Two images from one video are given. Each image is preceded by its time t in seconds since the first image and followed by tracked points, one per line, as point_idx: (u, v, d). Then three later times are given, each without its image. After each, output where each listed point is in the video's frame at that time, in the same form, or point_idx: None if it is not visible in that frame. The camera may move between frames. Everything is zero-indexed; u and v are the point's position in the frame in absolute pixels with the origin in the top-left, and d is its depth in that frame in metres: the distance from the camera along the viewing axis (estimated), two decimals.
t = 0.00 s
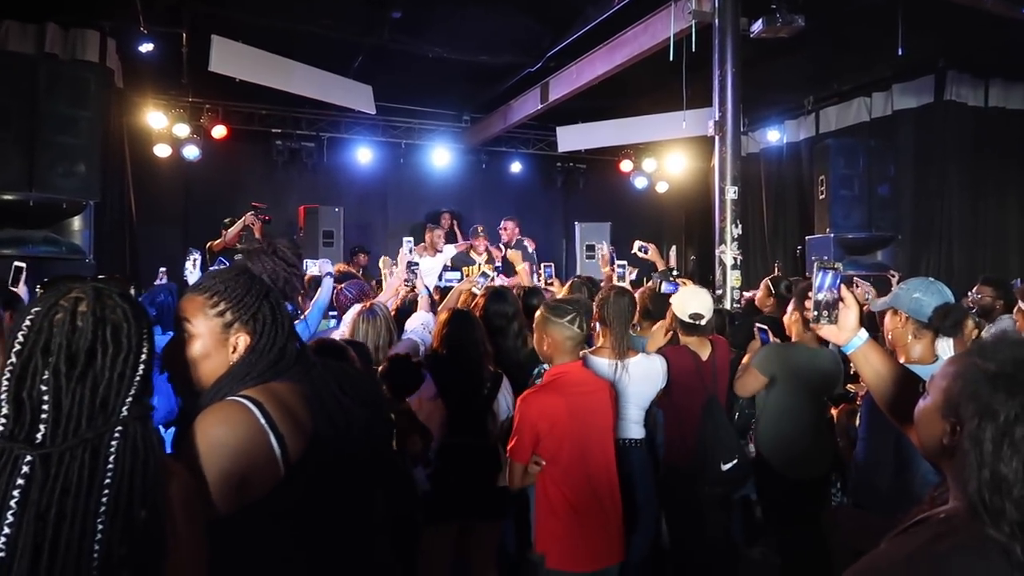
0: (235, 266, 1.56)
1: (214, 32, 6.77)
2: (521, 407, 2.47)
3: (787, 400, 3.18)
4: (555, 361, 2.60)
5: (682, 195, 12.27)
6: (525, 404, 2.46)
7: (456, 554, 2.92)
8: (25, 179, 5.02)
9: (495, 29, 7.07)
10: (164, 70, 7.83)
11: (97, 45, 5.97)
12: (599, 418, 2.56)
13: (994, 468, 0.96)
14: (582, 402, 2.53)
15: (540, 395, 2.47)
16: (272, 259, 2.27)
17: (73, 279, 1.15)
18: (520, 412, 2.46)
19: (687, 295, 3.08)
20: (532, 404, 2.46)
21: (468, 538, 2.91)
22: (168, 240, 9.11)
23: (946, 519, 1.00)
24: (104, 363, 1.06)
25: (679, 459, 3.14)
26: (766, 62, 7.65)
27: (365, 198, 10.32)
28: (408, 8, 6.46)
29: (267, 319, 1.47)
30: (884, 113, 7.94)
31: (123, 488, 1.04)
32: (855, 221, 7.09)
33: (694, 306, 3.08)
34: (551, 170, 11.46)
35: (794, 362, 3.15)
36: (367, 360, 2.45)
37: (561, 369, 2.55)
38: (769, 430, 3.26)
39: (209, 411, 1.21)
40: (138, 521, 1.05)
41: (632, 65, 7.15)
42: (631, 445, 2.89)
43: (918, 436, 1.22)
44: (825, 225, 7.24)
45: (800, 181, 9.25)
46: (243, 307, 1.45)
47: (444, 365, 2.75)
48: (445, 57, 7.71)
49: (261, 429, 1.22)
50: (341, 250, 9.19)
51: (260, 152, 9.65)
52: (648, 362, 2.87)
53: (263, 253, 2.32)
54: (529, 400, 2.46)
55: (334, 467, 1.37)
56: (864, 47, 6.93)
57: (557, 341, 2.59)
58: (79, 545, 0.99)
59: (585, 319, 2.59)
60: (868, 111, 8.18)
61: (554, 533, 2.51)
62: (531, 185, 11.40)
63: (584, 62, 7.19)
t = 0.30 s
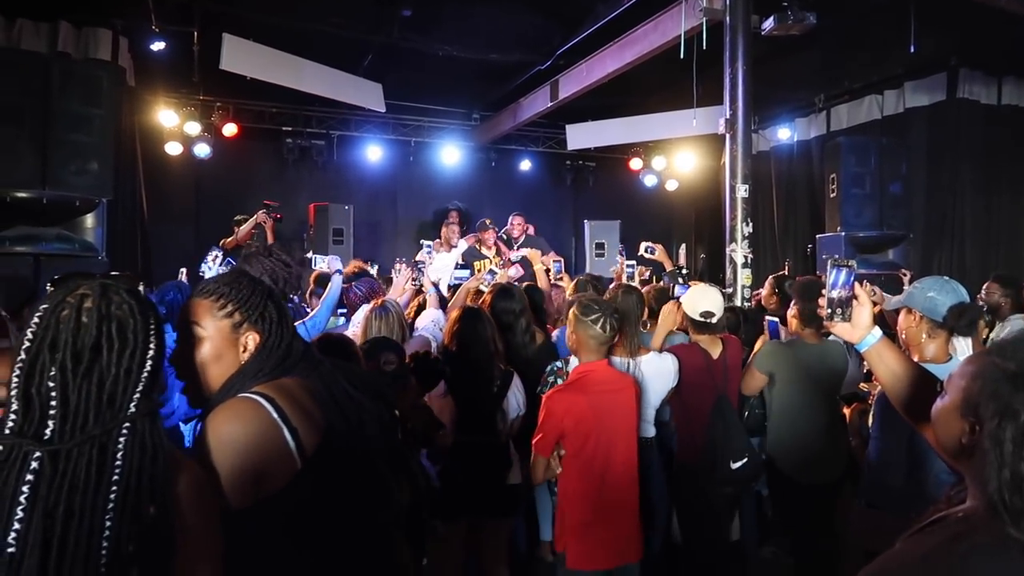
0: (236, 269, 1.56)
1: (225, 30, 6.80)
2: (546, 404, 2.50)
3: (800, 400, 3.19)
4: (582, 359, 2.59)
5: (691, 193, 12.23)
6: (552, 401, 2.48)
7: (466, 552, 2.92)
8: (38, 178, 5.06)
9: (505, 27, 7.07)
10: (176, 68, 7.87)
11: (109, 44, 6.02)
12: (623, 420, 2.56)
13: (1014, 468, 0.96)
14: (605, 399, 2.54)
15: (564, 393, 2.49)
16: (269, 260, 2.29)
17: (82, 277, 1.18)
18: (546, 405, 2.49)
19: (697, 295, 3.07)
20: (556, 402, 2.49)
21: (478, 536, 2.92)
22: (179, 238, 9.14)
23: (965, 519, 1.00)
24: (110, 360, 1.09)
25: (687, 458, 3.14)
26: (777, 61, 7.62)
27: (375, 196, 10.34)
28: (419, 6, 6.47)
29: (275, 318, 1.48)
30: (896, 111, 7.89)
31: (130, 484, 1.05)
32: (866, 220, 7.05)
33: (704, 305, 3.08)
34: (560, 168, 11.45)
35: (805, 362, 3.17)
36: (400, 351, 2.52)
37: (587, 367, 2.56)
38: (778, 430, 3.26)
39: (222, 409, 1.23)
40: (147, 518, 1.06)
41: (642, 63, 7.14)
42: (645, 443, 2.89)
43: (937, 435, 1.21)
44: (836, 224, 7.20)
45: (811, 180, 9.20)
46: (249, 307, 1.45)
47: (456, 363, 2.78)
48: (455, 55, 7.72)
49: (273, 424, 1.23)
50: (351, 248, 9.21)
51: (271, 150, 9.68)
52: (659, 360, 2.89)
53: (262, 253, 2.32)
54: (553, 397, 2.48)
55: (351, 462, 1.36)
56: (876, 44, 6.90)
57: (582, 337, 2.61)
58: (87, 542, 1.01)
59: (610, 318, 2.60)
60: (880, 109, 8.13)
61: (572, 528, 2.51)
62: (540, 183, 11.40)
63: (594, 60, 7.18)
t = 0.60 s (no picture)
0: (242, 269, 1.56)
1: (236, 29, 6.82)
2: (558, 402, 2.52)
3: (813, 402, 3.18)
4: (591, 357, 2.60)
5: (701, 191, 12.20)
6: (564, 400, 2.50)
7: (476, 549, 2.93)
8: (52, 176, 5.10)
9: (515, 25, 7.07)
10: (187, 67, 7.91)
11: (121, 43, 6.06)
12: (625, 416, 2.54)
13: None
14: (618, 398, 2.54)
15: (575, 394, 2.51)
16: (277, 260, 2.27)
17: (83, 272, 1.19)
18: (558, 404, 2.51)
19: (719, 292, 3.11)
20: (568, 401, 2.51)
21: (488, 534, 2.92)
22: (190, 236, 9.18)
23: (980, 517, 1.00)
24: (109, 353, 1.10)
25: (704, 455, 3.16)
26: (788, 57, 7.59)
27: (384, 194, 10.36)
28: (428, 5, 6.48)
29: (288, 317, 1.48)
30: (907, 109, 7.85)
31: (137, 478, 1.05)
32: (878, 218, 7.02)
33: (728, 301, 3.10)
34: (570, 166, 11.44)
35: (813, 364, 3.15)
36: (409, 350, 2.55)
37: (597, 366, 2.56)
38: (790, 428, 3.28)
39: (243, 405, 1.23)
40: (157, 512, 1.06)
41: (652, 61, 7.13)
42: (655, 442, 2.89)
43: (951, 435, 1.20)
44: (847, 222, 7.12)
45: (822, 177, 9.16)
46: (262, 305, 1.46)
47: (465, 360, 2.80)
48: (465, 53, 7.72)
49: (296, 419, 1.24)
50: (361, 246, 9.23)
51: (281, 149, 9.71)
52: (669, 359, 2.88)
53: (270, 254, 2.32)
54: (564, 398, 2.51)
55: (371, 458, 1.37)
56: (888, 41, 6.86)
57: (591, 335, 2.61)
58: (96, 538, 1.02)
59: (618, 317, 2.59)
60: (892, 106, 8.09)
61: (580, 523, 2.50)
62: (549, 181, 11.40)
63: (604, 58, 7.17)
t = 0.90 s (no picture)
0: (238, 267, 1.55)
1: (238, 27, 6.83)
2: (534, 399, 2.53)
3: (819, 402, 3.17)
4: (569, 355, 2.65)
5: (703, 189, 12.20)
6: (540, 397, 2.52)
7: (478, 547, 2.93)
8: (54, 175, 5.10)
9: (517, 24, 7.07)
10: (190, 66, 7.92)
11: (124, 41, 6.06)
12: (607, 415, 2.57)
13: None
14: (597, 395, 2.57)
15: (550, 391, 2.52)
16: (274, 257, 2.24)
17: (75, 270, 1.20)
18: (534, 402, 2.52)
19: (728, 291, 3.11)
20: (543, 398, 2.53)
21: (491, 531, 2.93)
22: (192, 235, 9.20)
23: (982, 516, 1.00)
24: (101, 352, 1.10)
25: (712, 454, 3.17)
26: (791, 55, 7.57)
27: (386, 192, 10.37)
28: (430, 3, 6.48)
29: (286, 314, 1.49)
30: (910, 107, 7.84)
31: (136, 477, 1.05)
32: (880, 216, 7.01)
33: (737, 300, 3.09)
34: (572, 165, 11.43)
35: (815, 361, 3.13)
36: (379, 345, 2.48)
37: (574, 366, 2.58)
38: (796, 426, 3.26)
39: (244, 406, 1.23)
40: (159, 512, 1.07)
41: (654, 59, 7.13)
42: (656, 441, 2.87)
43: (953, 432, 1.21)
44: (850, 220, 7.16)
45: (825, 175, 9.14)
46: (260, 302, 1.46)
47: (461, 357, 2.78)
48: (467, 51, 7.72)
49: (298, 420, 1.24)
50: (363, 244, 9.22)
51: (283, 147, 9.72)
52: (672, 356, 2.87)
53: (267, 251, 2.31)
54: (540, 395, 2.52)
55: (374, 457, 1.37)
56: (891, 38, 6.84)
57: (569, 335, 2.66)
58: (97, 538, 1.02)
59: (596, 316, 2.62)
60: (894, 104, 8.09)
61: (554, 520, 2.51)
62: (551, 179, 11.40)
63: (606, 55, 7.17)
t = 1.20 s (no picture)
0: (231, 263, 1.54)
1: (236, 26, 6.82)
2: (513, 392, 2.54)
3: (820, 399, 3.19)
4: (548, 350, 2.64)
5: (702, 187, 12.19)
6: (517, 391, 2.53)
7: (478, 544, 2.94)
8: (53, 174, 5.08)
9: (515, 22, 7.06)
10: (188, 64, 7.90)
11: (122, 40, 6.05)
12: (588, 409, 2.57)
13: None
14: (572, 390, 2.56)
15: (527, 384, 2.53)
16: (264, 250, 2.26)
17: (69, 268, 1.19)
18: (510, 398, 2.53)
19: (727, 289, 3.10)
20: (522, 391, 2.53)
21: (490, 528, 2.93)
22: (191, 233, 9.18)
23: (980, 513, 1.00)
24: (97, 350, 1.09)
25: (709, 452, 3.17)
26: (790, 53, 7.56)
27: (385, 190, 10.36)
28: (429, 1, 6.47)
29: (281, 310, 1.48)
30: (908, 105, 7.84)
31: (135, 476, 1.05)
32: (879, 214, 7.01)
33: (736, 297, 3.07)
34: (571, 163, 11.41)
35: (810, 358, 3.14)
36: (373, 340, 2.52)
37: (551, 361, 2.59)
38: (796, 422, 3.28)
39: (244, 404, 1.23)
40: (158, 511, 1.06)
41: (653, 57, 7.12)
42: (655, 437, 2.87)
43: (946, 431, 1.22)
44: (849, 217, 7.17)
45: (823, 173, 9.14)
46: (254, 299, 1.45)
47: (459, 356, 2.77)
48: (465, 49, 7.71)
49: (298, 419, 1.24)
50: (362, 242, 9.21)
51: (282, 145, 9.70)
52: (672, 352, 2.87)
53: (261, 246, 2.31)
54: (516, 388, 2.53)
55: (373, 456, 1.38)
56: (890, 36, 6.83)
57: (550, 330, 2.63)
58: (97, 538, 1.02)
59: (575, 311, 2.60)
60: (893, 102, 8.09)
61: (540, 514, 2.51)
62: (550, 177, 11.39)
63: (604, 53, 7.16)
